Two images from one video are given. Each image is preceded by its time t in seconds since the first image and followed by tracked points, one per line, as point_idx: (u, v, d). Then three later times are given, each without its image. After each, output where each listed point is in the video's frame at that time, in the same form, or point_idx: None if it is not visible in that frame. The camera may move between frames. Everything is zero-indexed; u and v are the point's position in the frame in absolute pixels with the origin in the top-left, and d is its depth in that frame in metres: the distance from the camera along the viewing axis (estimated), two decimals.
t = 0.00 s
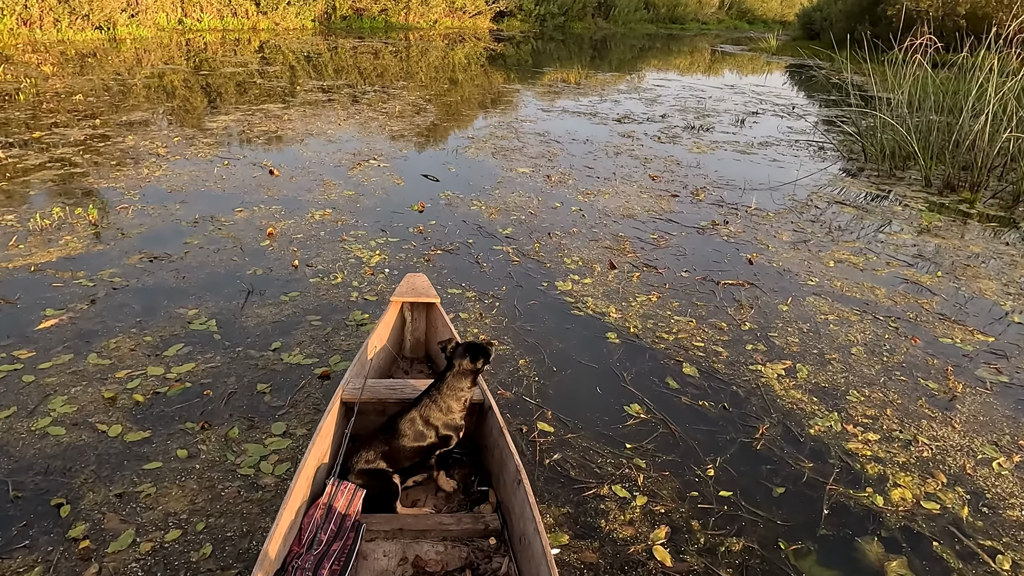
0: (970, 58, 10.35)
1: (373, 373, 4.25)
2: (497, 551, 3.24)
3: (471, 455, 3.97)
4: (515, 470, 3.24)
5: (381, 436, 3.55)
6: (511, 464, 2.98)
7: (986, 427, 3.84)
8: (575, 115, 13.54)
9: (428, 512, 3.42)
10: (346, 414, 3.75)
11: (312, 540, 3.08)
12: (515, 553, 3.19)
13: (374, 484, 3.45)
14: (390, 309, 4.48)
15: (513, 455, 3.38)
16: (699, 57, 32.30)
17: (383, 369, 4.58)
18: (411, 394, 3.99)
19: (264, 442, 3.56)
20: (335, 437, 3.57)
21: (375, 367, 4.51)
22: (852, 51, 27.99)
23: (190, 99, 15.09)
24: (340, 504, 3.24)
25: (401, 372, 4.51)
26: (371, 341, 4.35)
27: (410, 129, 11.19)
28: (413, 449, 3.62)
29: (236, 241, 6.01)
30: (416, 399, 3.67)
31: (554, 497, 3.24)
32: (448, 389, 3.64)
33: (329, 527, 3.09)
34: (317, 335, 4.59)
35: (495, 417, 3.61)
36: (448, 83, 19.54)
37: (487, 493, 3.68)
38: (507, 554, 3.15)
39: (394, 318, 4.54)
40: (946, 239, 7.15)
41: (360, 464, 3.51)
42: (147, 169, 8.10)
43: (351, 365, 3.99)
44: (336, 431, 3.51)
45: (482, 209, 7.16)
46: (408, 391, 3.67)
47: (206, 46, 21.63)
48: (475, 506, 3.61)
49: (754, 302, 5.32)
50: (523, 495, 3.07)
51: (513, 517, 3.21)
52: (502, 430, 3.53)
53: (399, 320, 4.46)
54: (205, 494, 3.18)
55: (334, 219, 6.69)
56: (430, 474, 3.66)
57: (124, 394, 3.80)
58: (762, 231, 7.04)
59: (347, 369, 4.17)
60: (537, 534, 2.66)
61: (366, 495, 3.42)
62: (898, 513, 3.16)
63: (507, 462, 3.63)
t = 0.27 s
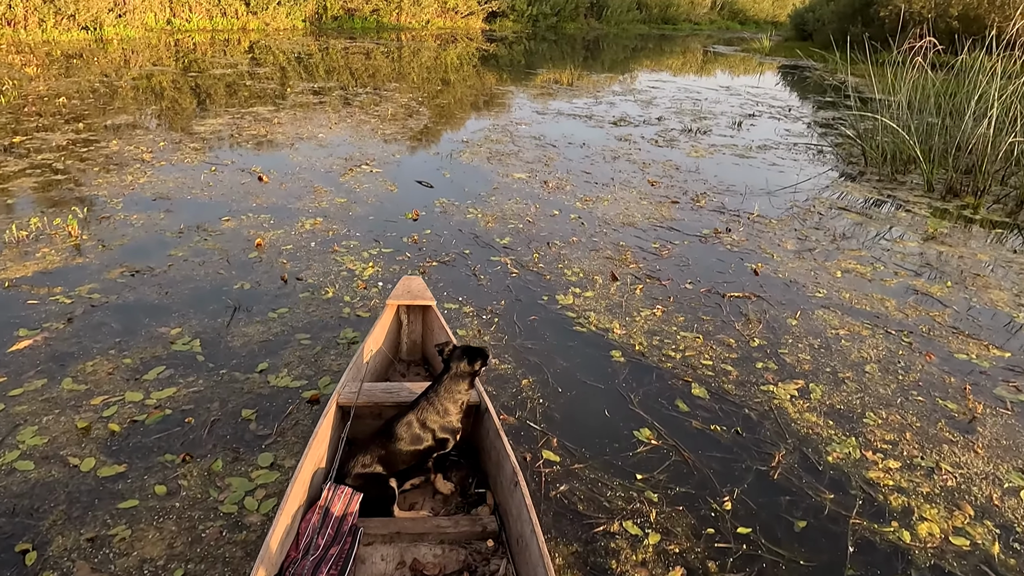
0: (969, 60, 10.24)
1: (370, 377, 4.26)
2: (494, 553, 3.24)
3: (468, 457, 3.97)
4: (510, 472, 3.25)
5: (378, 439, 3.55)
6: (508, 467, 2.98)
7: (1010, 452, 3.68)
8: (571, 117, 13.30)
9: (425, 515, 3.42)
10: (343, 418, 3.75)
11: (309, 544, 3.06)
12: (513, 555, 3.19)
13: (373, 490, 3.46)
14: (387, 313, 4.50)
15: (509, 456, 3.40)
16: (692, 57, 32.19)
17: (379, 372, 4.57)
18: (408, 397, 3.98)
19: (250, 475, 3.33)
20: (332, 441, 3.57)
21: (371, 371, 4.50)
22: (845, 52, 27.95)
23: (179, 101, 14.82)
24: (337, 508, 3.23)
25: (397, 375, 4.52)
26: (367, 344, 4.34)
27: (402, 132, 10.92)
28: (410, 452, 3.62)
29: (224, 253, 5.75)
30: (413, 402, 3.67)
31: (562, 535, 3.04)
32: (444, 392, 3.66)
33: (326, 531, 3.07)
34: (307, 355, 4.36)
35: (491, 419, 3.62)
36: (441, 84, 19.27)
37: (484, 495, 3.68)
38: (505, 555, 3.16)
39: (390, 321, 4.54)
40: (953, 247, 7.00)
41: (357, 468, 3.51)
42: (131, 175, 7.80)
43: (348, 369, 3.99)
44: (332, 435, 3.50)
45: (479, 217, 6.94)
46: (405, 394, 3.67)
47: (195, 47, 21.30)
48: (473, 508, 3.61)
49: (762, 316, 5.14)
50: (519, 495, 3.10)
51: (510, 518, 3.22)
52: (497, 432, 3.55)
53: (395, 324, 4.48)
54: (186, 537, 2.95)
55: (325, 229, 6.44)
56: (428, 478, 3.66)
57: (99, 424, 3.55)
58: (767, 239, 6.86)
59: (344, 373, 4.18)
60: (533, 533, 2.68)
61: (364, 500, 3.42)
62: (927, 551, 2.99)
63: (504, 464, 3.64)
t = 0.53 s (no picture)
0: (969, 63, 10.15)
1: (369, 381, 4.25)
2: (493, 555, 3.26)
3: (467, 459, 3.97)
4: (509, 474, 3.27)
5: (378, 442, 3.56)
6: (506, 469, 3.00)
7: None
8: (568, 121, 13.11)
9: (424, 517, 3.44)
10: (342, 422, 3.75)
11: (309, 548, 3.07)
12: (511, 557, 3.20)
13: (372, 493, 3.47)
14: (385, 316, 4.47)
15: (508, 459, 3.42)
16: (686, 58, 32.10)
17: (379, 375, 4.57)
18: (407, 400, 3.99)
19: (240, 512, 3.13)
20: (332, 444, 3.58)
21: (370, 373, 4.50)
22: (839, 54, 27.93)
23: (170, 102, 14.75)
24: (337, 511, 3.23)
25: (396, 378, 4.52)
26: (366, 348, 4.33)
27: (397, 136, 10.69)
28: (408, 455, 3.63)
29: (213, 265, 5.51)
30: (412, 406, 3.67)
31: None
32: (444, 396, 3.67)
33: (327, 533, 3.09)
34: (300, 377, 4.16)
35: (490, 423, 3.63)
36: (436, 85, 19.03)
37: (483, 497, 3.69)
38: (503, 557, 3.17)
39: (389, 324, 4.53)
40: (961, 257, 6.87)
41: (357, 471, 3.52)
42: (117, 181, 7.54)
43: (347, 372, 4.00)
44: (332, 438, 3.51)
45: (477, 226, 6.76)
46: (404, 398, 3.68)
47: (186, 48, 21.01)
48: (472, 510, 3.62)
49: (772, 332, 4.98)
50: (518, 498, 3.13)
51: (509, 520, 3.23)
52: (496, 435, 3.56)
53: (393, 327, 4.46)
54: None
55: (318, 240, 6.23)
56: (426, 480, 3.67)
57: (76, 457, 3.34)
58: (771, 249, 6.71)
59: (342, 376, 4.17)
60: (532, 536, 2.70)
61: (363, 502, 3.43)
62: None
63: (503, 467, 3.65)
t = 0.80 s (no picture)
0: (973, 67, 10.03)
1: (368, 381, 4.25)
2: (490, 557, 3.24)
3: (465, 461, 3.96)
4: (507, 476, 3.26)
5: (377, 443, 3.54)
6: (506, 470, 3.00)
7: None
8: (568, 125, 12.90)
9: (422, 518, 3.42)
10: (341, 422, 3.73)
11: (307, 549, 3.02)
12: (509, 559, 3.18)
13: (370, 494, 3.44)
14: (384, 317, 4.46)
15: (506, 461, 3.41)
16: (683, 60, 32.01)
17: (377, 376, 4.56)
18: (406, 401, 3.97)
19: (226, 551, 2.92)
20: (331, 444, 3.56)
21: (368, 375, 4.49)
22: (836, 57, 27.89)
23: (164, 104, 14.65)
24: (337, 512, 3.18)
25: (395, 379, 4.50)
26: (365, 348, 4.32)
27: (393, 141, 10.48)
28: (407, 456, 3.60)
29: (203, 279, 5.28)
30: (412, 406, 3.66)
31: None
32: (444, 398, 3.66)
33: (325, 533, 3.05)
34: (293, 399, 3.95)
35: (489, 425, 3.62)
36: (433, 88, 18.82)
37: (481, 499, 3.67)
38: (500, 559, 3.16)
39: (388, 326, 4.52)
40: (973, 267, 6.72)
41: (355, 472, 3.50)
42: (104, 187, 7.28)
43: (346, 373, 3.98)
44: (332, 438, 3.49)
45: (476, 235, 6.57)
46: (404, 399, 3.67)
47: (180, 50, 20.74)
48: (470, 512, 3.60)
49: (784, 349, 4.80)
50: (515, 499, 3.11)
51: (507, 522, 3.22)
52: (495, 437, 3.55)
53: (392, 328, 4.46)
54: None
55: (311, 250, 6.01)
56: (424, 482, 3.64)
57: (52, 491, 3.13)
58: (778, 259, 6.54)
59: (342, 376, 4.17)
60: (530, 538, 2.70)
61: (362, 503, 3.41)
62: None
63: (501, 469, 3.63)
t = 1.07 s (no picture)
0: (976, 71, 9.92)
1: (366, 383, 4.21)
2: (486, 559, 3.17)
3: (463, 463, 3.92)
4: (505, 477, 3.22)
5: (374, 444, 3.51)
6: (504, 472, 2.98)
7: None
8: (566, 129, 12.73)
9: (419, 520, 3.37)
10: (339, 423, 3.71)
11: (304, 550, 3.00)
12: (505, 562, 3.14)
13: (366, 495, 3.39)
14: (381, 319, 4.42)
15: (504, 462, 3.36)
16: (679, 63, 31.96)
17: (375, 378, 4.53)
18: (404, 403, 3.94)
19: None
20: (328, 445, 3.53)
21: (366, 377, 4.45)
22: (832, 59, 27.84)
23: (158, 106, 14.49)
24: (334, 513, 3.15)
25: (393, 382, 4.47)
26: (363, 350, 4.29)
27: (389, 146, 10.26)
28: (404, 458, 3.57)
29: (191, 292, 5.06)
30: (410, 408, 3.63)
31: None
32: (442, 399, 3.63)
33: (322, 534, 3.04)
34: (283, 423, 3.76)
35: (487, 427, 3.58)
36: (429, 90, 18.63)
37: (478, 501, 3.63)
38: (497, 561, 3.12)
39: (385, 328, 4.48)
40: (982, 276, 6.58)
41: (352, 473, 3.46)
42: (91, 194, 7.05)
43: (344, 374, 3.95)
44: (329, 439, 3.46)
45: (474, 245, 6.38)
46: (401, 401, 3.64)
47: (174, 53, 20.51)
48: (467, 514, 3.56)
49: (795, 366, 4.63)
50: (512, 500, 3.07)
51: (504, 524, 3.18)
52: (493, 438, 3.51)
53: (390, 330, 4.42)
54: None
55: (304, 261, 5.80)
56: (421, 483, 3.60)
57: (22, 529, 2.92)
58: (785, 269, 6.37)
59: (340, 378, 4.13)
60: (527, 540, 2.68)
61: (358, 503, 3.37)
62: None
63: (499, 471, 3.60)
